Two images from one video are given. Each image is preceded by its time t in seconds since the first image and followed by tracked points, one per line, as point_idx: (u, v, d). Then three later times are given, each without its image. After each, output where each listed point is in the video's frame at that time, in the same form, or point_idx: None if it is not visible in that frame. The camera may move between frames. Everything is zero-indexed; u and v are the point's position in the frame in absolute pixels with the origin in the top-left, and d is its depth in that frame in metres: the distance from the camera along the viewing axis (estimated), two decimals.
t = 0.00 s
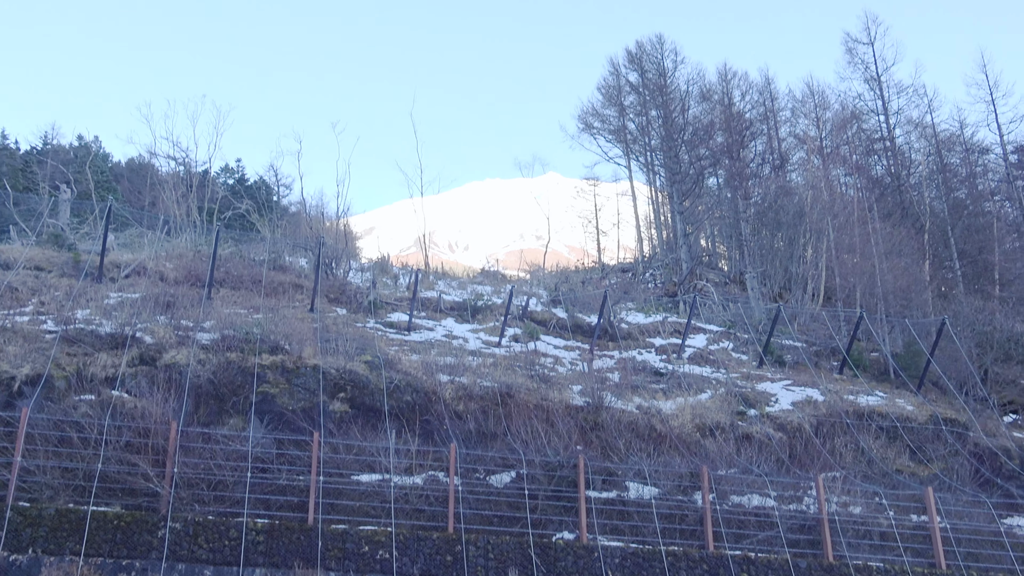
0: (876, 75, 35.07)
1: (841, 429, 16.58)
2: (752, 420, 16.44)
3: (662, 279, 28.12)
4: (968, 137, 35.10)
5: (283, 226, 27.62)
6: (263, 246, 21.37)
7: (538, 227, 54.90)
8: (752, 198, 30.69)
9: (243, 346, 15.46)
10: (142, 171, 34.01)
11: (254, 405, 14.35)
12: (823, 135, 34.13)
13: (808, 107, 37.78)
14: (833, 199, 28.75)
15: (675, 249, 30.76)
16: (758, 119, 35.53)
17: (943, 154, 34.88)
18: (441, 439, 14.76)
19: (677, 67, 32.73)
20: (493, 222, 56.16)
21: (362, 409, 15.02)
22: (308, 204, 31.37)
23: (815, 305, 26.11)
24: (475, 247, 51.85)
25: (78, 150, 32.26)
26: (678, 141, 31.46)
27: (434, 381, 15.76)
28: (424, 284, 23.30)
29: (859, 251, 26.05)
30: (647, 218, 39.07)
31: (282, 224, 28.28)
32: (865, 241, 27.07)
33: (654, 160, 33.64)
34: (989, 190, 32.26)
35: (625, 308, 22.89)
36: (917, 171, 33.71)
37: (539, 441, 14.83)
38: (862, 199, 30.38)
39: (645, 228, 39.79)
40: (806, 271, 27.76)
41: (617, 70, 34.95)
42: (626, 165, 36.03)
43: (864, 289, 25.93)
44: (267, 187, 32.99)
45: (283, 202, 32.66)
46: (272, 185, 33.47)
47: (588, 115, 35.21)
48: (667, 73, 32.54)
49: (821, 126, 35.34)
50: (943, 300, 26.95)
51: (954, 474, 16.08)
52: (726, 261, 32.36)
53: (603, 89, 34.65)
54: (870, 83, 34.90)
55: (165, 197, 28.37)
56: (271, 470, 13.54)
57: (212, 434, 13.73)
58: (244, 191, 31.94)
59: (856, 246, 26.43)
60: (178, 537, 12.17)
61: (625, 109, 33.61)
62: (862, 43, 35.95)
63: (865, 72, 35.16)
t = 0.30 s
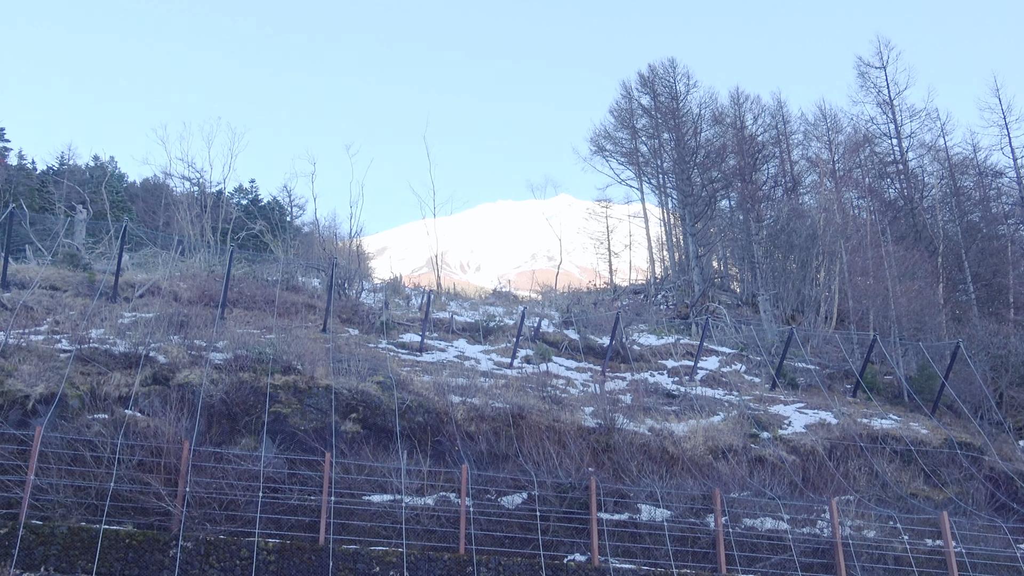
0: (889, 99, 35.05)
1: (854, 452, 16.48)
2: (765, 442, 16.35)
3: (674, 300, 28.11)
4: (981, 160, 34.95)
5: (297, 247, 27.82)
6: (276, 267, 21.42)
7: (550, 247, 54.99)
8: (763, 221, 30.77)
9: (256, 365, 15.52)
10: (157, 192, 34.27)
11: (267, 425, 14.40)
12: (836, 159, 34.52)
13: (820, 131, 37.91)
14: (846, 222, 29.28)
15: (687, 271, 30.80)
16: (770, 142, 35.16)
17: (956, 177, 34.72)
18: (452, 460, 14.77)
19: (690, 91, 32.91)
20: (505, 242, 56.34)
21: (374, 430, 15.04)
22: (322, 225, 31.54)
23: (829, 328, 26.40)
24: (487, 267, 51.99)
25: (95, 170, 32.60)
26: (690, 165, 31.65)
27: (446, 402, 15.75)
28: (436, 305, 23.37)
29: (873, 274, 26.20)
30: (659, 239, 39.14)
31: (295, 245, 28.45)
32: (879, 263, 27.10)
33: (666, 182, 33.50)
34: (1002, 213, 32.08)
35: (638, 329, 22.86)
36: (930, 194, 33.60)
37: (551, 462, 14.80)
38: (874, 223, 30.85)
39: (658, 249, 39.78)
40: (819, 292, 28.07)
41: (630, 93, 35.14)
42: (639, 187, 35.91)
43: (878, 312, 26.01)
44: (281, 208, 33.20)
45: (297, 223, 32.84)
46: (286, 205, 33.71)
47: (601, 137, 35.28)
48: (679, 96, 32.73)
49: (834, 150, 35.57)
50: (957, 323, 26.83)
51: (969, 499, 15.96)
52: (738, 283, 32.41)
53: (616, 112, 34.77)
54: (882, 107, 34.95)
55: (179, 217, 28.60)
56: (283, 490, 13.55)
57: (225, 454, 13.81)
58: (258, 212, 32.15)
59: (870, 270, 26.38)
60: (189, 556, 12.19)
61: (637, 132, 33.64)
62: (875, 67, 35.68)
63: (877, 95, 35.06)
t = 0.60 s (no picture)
0: (906, 110, 35.00)
1: (871, 462, 16.39)
2: (781, 452, 16.27)
3: (689, 308, 28.04)
4: (1000, 171, 34.62)
5: (313, 255, 27.99)
6: (292, 275, 21.31)
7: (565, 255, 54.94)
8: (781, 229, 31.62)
9: (272, 372, 15.59)
10: (174, 199, 34.53)
11: (282, 431, 14.44)
12: (853, 168, 34.51)
13: (836, 140, 37.89)
14: (863, 232, 28.85)
15: (703, 280, 30.74)
16: (787, 152, 35.25)
17: (974, 188, 34.42)
18: (467, 467, 14.80)
19: (706, 100, 32.69)
20: (519, 250, 56.41)
21: (388, 436, 15.07)
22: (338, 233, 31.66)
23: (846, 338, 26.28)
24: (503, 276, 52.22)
25: (113, 177, 32.90)
26: (707, 174, 31.50)
27: (460, 409, 15.76)
28: (452, 313, 23.44)
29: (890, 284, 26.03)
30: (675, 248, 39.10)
31: (311, 254, 28.53)
32: (896, 274, 27.04)
33: (682, 192, 33.33)
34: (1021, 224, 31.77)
35: (653, 338, 22.84)
36: (948, 205, 33.26)
37: (566, 470, 14.80)
38: (892, 233, 30.62)
39: (674, 258, 39.72)
40: (835, 303, 27.83)
41: (646, 102, 34.98)
42: (655, 196, 35.68)
43: (895, 322, 25.84)
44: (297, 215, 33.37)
45: (313, 230, 32.98)
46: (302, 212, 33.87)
47: (616, 146, 35.15)
48: (696, 106, 32.53)
49: (850, 160, 35.63)
50: (975, 335, 26.59)
51: (987, 511, 15.85)
52: (754, 292, 32.27)
53: (631, 122, 34.69)
54: (899, 117, 34.82)
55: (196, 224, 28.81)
56: (298, 495, 13.60)
57: (240, 458, 13.85)
58: (275, 220, 32.30)
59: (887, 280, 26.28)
60: (205, 560, 12.24)
61: (653, 141, 33.43)
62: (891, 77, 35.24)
63: (894, 106, 35.12)
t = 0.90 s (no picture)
0: (942, 111, 34.74)
1: (903, 468, 16.22)
2: (811, 456, 16.14)
3: (719, 310, 27.87)
4: None
5: (344, 255, 28.21)
6: (322, 275, 21.09)
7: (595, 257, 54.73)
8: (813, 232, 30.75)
9: (302, 370, 15.72)
10: (207, 198, 34.96)
11: (312, 429, 14.57)
12: (887, 171, 34.39)
13: (870, 142, 37.68)
14: (897, 235, 29.72)
15: (733, 283, 30.58)
16: (821, 154, 35.30)
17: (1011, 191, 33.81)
18: (495, 468, 14.86)
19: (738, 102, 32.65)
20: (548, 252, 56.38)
21: (417, 436, 15.13)
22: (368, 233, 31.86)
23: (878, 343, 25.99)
24: (531, 278, 52.21)
25: (148, 177, 33.38)
26: (738, 176, 31.18)
27: (489, 409, 15.80)
28: (481, 314, 23.52)
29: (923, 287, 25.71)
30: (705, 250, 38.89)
31: (342, 254, 28.72)
32: (930, 277, 26.88)
33: (713, 194, 33.29)
34: None
35: (682, 341, 22.76)
36: (984, 207, 32.64)
37: (594, 471, 14.80)
38: (925, 237, 30.90)
39: (703, 261, 39.53)
40: (868, 306, 28.52)
41: (677, 104, 35.02)
42: (685, 199, 35.68)
43: (928, 326, 25.48)
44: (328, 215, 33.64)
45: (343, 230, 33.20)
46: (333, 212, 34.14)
47: (647, 148, 35.22)
48: (727, 108, 32.49)
49: (885, 161, 35.50)
50: (1012, 341, 26.13)
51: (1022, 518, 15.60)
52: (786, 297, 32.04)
53: (662, 123, 34.68)
54: (934, 119, 34.59)
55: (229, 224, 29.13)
56: (327, 493, 13.72)
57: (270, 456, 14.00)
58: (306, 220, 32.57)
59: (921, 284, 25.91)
60: (236, 556, 12.37)
61: (684, 143, 33.43)
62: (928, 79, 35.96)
63: (930, 107, 34.98)
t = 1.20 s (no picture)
0: (977, 110, 34.50)
1: (932, 470, 16.10)
2: (838, 456, 16.06)
3: (747, 309, 27.70)
4: None
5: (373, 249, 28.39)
6: (351, 269, 21.36)
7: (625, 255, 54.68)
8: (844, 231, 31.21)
9: (330, 363, 15.83)
10: (238, 191, 35.35)
11: (339, 422, 14.67)
12: (920, 169, 34.22)
13: (903, 140, 37.44)
14: (928, 234, 28.54)
15: (761, 281, 30.47)
16: (852, 152, 35.14)
17: None
18: (520, 462, 14.90)
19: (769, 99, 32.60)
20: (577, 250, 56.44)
21: (442, 430, 15.19)
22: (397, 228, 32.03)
23: (908, 343, 25.78)
24: (559, 276, 52.30)
25: (180, 170, 33.78)
26: (768, 176, 30.90)
27: (515, 404, 15.84)
28: (508, 309, 23.58)
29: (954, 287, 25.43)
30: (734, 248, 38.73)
31: (371, 249, 28.90)
32: (963, 279, 26.34)
33: (742, 191, 33.26)
34: None
35: (710, 338, 22.70)
36: (1019, 207, 32.02)
37: (618, 468, 14.80)
38: (959, 235, 30.10)
39: (733, 259, 39.41)
40: (898, 306, 28.22)
41: (708, 101, 35.06)
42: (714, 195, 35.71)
43: (959, 326, 25.18)
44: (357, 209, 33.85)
45: (372, 224, 33.40)
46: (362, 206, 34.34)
47: (677, 145, 35.37)
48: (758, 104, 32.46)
49: (918, 160, 35.34)
50: None
51: None
52: (818, 298, 31.95)
53: (692, 120, 34.85)
54: (968, 117, 34.36)
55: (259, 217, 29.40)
56: (352, 485, 13.81)
57: (296, 448, 14.10)
58: (336, 214, 32.80)
59: (953, 284, 25.55)
60: (261, 546, 12.47)
61: (714, 140, 33.49)
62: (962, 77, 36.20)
63: (964, 106, 34.72)
